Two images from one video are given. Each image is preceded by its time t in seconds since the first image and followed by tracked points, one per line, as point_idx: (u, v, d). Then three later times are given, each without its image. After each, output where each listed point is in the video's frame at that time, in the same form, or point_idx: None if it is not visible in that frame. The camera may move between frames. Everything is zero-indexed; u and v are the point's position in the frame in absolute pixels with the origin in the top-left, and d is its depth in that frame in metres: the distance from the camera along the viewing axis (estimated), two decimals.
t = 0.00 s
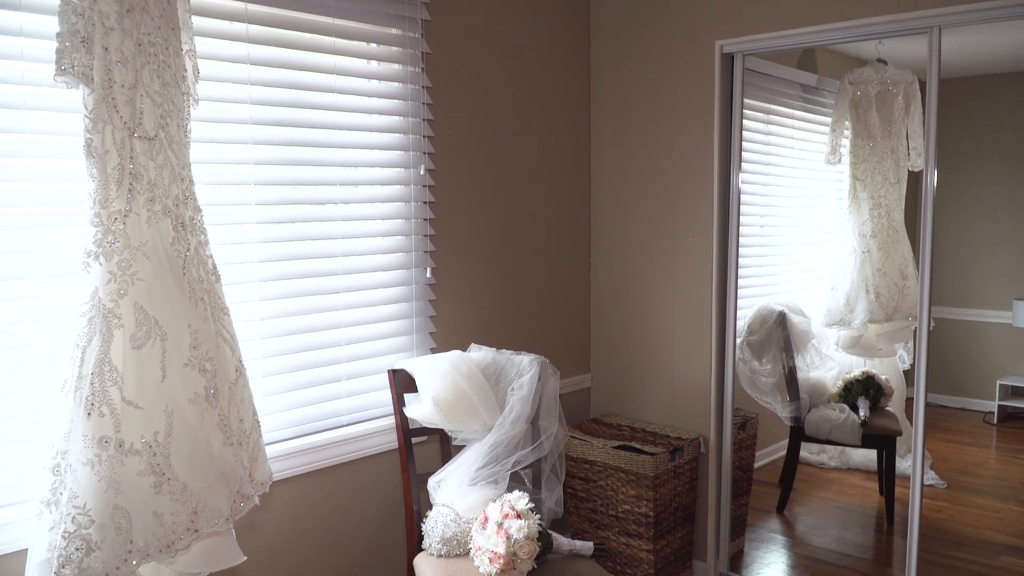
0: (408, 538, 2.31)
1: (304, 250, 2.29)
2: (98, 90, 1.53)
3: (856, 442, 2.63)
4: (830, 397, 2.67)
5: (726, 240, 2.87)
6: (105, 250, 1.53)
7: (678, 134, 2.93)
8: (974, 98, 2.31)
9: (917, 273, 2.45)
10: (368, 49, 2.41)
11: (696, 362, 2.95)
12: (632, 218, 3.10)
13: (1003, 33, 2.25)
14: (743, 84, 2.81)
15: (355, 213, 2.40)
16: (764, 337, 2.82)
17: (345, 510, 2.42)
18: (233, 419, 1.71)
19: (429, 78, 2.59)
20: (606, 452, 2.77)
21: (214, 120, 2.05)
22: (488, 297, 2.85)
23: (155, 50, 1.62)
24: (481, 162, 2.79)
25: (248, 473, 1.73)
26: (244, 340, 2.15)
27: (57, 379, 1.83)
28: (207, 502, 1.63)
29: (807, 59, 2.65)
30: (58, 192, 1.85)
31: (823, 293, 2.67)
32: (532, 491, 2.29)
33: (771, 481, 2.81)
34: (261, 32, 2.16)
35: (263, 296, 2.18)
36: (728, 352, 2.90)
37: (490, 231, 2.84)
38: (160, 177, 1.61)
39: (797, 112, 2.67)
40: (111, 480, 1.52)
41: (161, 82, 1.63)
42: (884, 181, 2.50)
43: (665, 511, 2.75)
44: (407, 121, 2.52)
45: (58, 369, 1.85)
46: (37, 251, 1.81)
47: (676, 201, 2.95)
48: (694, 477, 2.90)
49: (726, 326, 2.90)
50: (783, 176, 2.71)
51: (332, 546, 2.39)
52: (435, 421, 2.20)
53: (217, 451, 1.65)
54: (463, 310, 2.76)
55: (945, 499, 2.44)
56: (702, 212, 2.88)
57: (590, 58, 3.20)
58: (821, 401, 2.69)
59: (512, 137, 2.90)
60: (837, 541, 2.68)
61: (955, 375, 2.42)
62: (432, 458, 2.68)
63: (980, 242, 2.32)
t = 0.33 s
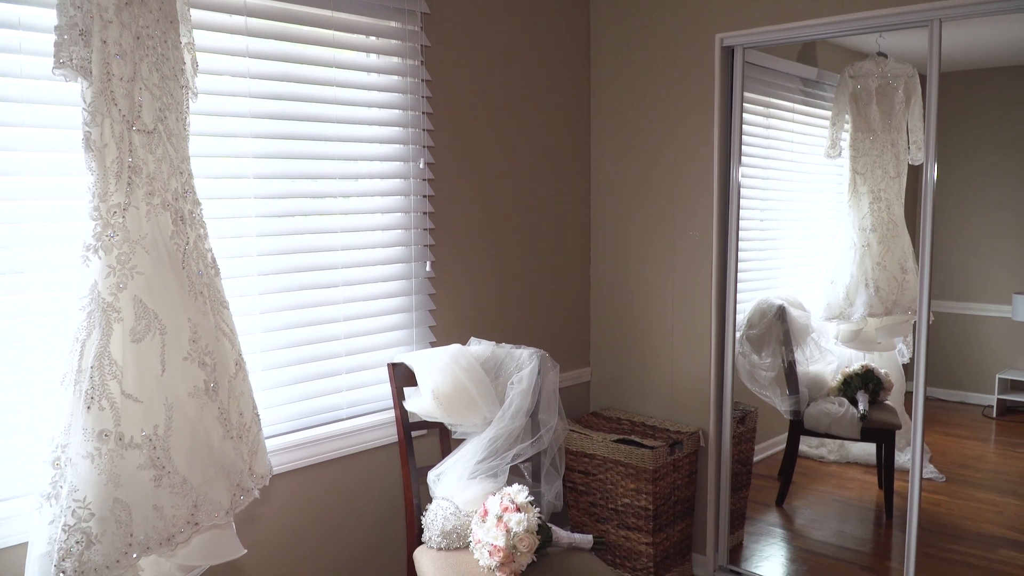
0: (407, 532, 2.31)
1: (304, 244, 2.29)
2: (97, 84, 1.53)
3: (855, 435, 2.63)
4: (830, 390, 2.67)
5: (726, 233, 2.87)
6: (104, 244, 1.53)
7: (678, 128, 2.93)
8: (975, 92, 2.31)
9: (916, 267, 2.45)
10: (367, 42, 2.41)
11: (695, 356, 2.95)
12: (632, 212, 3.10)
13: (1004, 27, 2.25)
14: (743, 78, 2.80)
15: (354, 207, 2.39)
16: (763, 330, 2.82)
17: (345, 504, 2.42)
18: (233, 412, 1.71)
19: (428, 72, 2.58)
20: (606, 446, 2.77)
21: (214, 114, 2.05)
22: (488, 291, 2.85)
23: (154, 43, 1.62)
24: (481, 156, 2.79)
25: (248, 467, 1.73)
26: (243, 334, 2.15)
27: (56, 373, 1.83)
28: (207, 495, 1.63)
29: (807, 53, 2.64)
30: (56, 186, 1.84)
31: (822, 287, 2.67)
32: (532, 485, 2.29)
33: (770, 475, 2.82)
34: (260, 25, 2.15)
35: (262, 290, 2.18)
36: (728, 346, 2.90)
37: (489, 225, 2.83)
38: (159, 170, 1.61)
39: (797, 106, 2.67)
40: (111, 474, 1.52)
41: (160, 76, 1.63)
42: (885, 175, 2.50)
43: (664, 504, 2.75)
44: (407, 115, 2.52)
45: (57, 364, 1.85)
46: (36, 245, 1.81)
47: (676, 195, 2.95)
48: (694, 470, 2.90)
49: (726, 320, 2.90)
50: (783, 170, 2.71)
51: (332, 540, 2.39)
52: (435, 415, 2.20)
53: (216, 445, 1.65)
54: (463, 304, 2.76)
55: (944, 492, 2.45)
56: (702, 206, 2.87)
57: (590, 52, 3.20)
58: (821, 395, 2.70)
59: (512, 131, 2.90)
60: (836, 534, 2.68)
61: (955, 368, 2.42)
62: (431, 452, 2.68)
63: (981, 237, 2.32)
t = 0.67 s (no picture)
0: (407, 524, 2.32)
1: (304, 237, 2.28)
2: (96, 77, 1.53)
3: (854, 429, 2.64)
4: (830, 383, 2.68)
5: (726, 227, 2.87)
6: (104, 237, 1.53)
7: (678, 121, 2.92)
8: (976, 85, 2.30)
9: (916, 260, 2.45)
10: (367, 35, 2.40)
11: (695, 350, 2.95)
12: (632, 205, 3.10)
13: (1005, 19, 2.24)
14: (743, 71, 2.80)
15: (354, 201, 2.39)
16: (763, 324, 2.82)
17: (345, 498, 2.43)
18: (233, 406, 1.71)
19: (428, 65, 2.58)
20: (606, 439, 2.77)
21: (214, 107, 2.05)
22: (488, 284, 2.85)
23: (153, 35, 1.61)
24: (481, 149, 2.78)
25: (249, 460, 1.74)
26: (244, 327, 2.15)
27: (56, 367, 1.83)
28: (207, 488, 1.64)
29: (808, 46, 2.64)
30: (56, 179, 1.84)
31: (822, 281, 2.67)
32: (532, 478, 2.29)
33: (770, 468, 2.82)
34: (260, 18, 2.15)
35: (262, 283, 2.18)
36: (728, 340, 2.90)
37: (489, 218, 2.83)
38: (158, 163, 1.61)
39: (798, 99, 2.66)
40: (111, 467, 1.52)
41: (159, 68, 1.62)
42: (885, 168, 2.49)
43: (664, 497, 2.76)
44: (407, 108, 2.51)
45: (57, 357, 1.85)
46: (35, 238, 1.81)
47: (676, 189, 2.95)
48: (693, 464, 2.91)
49: (726, 313, 2.90)
50: (784, 163, 2.71)
51: (333, 532, 2.40)
52: (435, 408, 2.20)
53: (217, 438, 1.65)
54: (462, 298, 2.76)
55: (943, 485, 2.45)
56: (702, 200, 2.87)
57: (590, 45, 3.19)
58: (820, 388, 2.70)
59: (512, 124, 2.90)
60: (836, 527, 2.69)
61: (955, 362, 2.42)
62: (431, 445, 2.69)
63: (980, 231, 2.32)
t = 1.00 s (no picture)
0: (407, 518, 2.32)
1: (304, 231, 2.28)
2: (95, 70, 1.52)
3: (854, 422, 2.64)
4: (830, 377, 2.68)
5: (727, 220, 2.87)
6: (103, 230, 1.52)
7: (678, 115, 2.92)
8: (976, 79, 2.30)
9: (916, 254, 2.45)
10: (367, 28, 2.40)
11: (695, 344, 2.95)
12: (632, 199, 3.10)
13: (1006, 13, 2.23)
14: (743, 64, 2.80)
15: (354, 194, 2.39)
16: (763, 318, 2.82)
17: (345, 491, 2.43)
18: (233, 400, 1.71)
19: (429, 58, 2.57)
20: (606, 433, 2.78)
21: (214, 100, 2.05)
22: (488, 278, 2.85)
23: (152, 28, 1.61)
24: (481, 144, 2.78)
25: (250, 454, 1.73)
26: (243, 321, 2.15)
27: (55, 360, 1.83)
28: (208, 482, 1.64)
29: (808, 39, 2.63)
30: (55, 173, 1.84)
31: (822, 274, 2.67)
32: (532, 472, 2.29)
33: (770, 462, 2.83)
34: (260, 11, 2.14)
35: (262, 277, 2.18)
36: (728, 334, 2.90)
37: (489, 212, 2.83)
38: (159, 156, 1.61)
39: (798, 92, 2.66)
40: (111, 460, 1.52)
41: (159, 61, 1.62)
42: (886, 162, 2.49)
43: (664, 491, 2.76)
44: (407, 102, 2.51)
45: (56, 351, 1.85)
46: (35, 232, 1.81)
47: (676, 183, 2.95)
48: (693, 458, 2.91)
49: (726, 307, 2.90)
50: (784, 157, 2.70)
51: (333, 526, 2.40)
52: (435, 402, 2.20)
53: (217, 431, 1.65)
54: (462, 292, 2.76)
55: (943, 479, 2.45)
56: (702, 193, 2.87)
57: (590, 39, 3.18)
58: (820, 382, 2.70)
59: (512, 118, 2.89)
60: (835, 521, 2.69)
61: (955, 356, 2.42)
62: (431, 439, 2.69)
63: (981, 226, 2.32)
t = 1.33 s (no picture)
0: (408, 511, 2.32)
1: (304, 225, 2.28)
2: (94, 63, 1.52)
3: (853, 417, 2.65)
4: (830, 372, 2.68)
5: (727, 215, 2.87)
6: (103, 224, 1.53)
7: (678, 109, 2.92)
8: (977, 74, 2.30)
9: (917, 249, 2.45)
10: (367, 23, 2.40)
11: (695, 339, 2.95)
12: (632, 194, 3.10)
13: (1007, 7, 2.23)
14: (743, 59, 2.79)
15: (354, 189, 2.39)
16: (763, 312, 2.82)
17: (345, 485, 2.43)
18: (233, 394, 1.71)
19: (428, 53, 2.57)
20: (606, 427, 2.78)
21: (214, 94, 2.04)
22: (488, 272, 2.85)
23: (151, 21, 1.60)
24: (480, 138, 2.78)
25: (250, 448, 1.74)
26: (244, 315, 2.15)
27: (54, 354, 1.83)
28: (208, 476, 1.64)
29: (809, 33, 2.63)
30: (55, 167, 1.84)
31: (822, 269, 2.67)
32: (532, 466, 2.28)
33: (770, 456, 2.83)
34: (259, 5, 2.14)
35: (262, 271, 2.18)
36: (728, 328, 2.90)
37: (489, 207, 2.83)
38: (158, 150, 1.60)
39: (799, 86, 2.66)
40: (111, 454, 1.52)
41: (158, 55, 1.62)
42: (886, 156, 2.48)
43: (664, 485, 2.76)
44: (407, 96, 2.51)
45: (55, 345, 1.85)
46: (34, 226, 1.80)
47: (676, 178, 2.94)
48: (693, 452, 2.91)
49: (726, 302, 2.90)
50: (785, 151, 2.70)
51: (333, 520, 2.41)
52: (435, 396, 2.20)
53: (217, 426, 1.65)
54: (462, 286, 2.76)
55: (943, 473, 2.45)
56: (702, 188, 2.87)
57: (590, 33, 3.18)
58: (820, 376, 2.70)
59: (512, 112, 2.89)
60: (835, 515, 2.69)
61: (955, 350, 2.42)
62: (431, 433, 2.69)
63: (981, 221, 2.31)
